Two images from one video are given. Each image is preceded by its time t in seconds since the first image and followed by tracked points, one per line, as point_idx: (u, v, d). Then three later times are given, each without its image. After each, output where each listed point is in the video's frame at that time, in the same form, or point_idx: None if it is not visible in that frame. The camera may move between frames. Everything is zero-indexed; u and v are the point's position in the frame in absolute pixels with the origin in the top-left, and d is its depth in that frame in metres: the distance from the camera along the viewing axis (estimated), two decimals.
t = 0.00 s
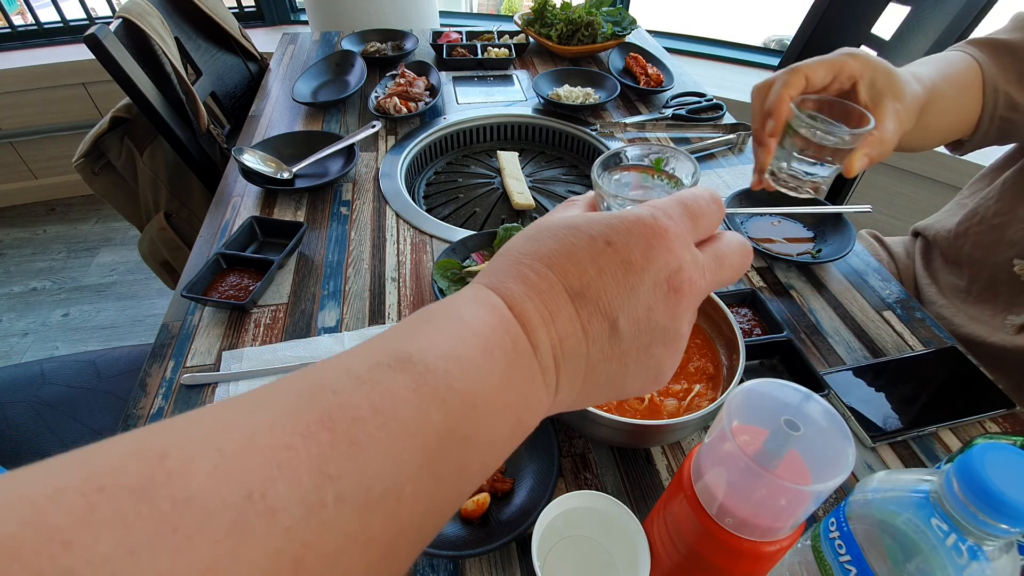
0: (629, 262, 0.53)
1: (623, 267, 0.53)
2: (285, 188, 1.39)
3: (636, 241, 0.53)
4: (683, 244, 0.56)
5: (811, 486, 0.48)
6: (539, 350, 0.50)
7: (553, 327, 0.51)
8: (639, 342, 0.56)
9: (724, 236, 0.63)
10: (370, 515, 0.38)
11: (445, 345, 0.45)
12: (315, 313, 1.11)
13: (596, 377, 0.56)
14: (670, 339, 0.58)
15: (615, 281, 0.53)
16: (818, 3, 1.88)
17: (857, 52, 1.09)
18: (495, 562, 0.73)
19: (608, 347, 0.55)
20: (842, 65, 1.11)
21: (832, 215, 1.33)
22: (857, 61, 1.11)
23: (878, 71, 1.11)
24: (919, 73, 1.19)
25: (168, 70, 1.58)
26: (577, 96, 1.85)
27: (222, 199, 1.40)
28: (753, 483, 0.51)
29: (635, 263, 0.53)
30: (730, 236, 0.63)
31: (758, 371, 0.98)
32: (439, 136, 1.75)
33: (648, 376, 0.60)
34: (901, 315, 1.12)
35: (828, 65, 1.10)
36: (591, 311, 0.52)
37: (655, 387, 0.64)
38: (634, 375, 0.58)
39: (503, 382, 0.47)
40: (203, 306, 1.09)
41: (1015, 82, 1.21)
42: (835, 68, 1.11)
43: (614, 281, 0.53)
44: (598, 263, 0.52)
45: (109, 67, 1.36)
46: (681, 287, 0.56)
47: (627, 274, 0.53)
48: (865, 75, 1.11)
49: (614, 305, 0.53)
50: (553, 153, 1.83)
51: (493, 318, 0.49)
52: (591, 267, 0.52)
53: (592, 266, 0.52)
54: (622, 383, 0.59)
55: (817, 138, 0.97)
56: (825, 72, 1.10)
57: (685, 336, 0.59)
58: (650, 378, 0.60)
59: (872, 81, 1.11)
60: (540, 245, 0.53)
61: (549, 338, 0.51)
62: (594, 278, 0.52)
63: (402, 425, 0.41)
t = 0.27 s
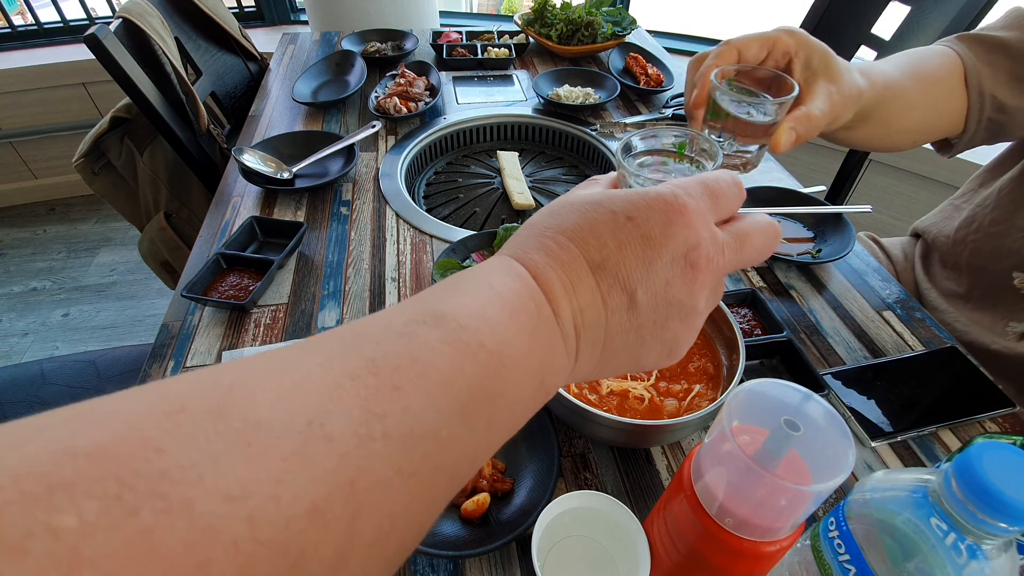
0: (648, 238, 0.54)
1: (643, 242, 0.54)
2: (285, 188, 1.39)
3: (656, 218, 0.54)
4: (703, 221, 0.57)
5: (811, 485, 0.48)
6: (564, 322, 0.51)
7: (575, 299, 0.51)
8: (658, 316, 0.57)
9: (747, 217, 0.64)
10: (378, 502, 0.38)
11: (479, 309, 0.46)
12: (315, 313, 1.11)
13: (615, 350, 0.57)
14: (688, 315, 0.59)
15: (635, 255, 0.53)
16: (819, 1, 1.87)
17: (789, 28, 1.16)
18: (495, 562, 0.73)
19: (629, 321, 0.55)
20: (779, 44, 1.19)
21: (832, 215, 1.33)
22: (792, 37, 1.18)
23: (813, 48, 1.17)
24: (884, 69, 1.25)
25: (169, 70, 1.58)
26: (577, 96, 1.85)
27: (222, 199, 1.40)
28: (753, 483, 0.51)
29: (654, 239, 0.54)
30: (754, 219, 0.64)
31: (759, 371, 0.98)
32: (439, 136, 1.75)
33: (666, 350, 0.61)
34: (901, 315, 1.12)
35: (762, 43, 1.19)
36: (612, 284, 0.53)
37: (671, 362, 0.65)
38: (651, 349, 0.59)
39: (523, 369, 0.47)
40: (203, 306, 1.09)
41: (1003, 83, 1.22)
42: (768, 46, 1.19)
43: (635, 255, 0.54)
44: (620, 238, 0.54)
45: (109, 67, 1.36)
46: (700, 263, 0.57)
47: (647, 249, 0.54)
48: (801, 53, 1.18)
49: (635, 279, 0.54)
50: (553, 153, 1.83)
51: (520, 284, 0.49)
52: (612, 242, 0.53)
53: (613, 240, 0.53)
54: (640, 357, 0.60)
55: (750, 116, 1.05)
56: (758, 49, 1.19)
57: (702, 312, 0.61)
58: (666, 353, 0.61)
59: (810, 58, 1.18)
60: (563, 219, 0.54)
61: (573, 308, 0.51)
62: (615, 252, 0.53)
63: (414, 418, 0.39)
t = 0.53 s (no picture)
0: (658, 216, 0.55)
1: (654, 221, 0.55)
2: (285, 187, 1.39)
3: (667, 197, 0.55)
4: (710, 201, 0.58)
5: (811, 486, 0.48)
6: (579, 297, 0.51)
7: (590, 274, 0.52)
8: (667, 293, 0.57)
9: (752, 197, 0.65)
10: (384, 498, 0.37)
11: (499, 280, 0.46)
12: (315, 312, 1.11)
13: (626, 325, 0.58)
14: (695, 292, 0.60)
15: (646, 232, 0.54)
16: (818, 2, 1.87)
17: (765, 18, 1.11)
18: (495, 562, 0.73)
19: (639, 297, 0.56)
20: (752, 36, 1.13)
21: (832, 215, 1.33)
22: (767, 29, 1.13)
23: (788, 41, 1.11)
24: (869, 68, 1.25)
25: (168, 70, 1.58)
26: (577, 96, 1.85)
27: (222, 199, 1.40)
28: (753, 483, 0.51)
29: (665, 218, 0.55)
30: (759, 201, 0.65)
31: (759, 371, 0.98)
32: (439, 136, 1.75)
33: (673, 327, 0.62)
34: (901, 315, 1.12)
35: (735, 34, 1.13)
36: (624, 260, 0.54)
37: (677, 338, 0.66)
38: (659, 325, 0.60)
39: (533, 359, 0.46)
40: (204, 306, 1.09)
41: (994, 84, 1.23)
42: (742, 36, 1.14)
43: (646, 233, 0.54)
44: (632, 216, 0.54)
45: (109, 66, 1.36)
46: (708, 242, 0.58)
47: (657, 227, 0.55)
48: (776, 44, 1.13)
49: (645, 256, 0.54)
50: (553, 153, 1.83)
51: (537, 259, 0.50)
52: (624, 220, 0.54)
53: (625, 218, 0.54)
54: (649, 333, 0.60)
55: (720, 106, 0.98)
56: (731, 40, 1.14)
57: (707, 290, 0.62)
58: (674, 328, 0.62)
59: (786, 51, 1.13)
60: (576, 198, 0.54)
61: (587, 282, 0.52)
62: (627, 230, 0.54)
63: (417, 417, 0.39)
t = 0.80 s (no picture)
0: (672, 186, 0.55)
1: (667, 191, 0.55)
2: (285, 187, 1.39)
3: (680, 167, 0.55)
4: (724, 169, 0.57)
5: (811, 486, 0.48)
6: (598, 267, 0.52)
7: (606, 245, 0.52)
8: (682, 263, 0.58)
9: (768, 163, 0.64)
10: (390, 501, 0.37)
11: (521, 250, 0.47)
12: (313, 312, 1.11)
13: (643, 297, 0.59)
14: (709, 261, 0.61)
15: (660, 203, 0.55)
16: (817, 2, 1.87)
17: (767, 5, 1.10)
18: (495, 562, 0.73)
19: (655, 267, 0.57)
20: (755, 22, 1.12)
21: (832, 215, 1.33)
22: (771, 15, 1.11)
23: (791, 29, 1.11)
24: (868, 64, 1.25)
25: (169, 70, 1.58)
26: (577, 96, 1.85)
27: (222, 199, 1.40)
28: (753, 483, 0.51)
29: (678, 188, 0.55)
30: (774, 167, 0.64)
31: (759, 371, 0.98)
32: (439, 137, 1.75)
33: (689, 296, 0.63)
34: (901, 315, 1.12)
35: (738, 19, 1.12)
36: (638, 231, 0.54)
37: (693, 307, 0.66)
38: (675, 295, 0.61)
39: (546, 349, 0.46)
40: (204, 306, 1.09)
41: (992, 87, 1.23)
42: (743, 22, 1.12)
43: (659, 204, 0.55)
44: (645, 187, 0.54)
45: (109, 66, 1.36)
46: (721, 211, 0.58)
47: (671, 198, 0.55)
48: (777, 31, 1.12)
49: (660, 226, 0.55)
50: (553, 153, 1.83)
51: (554, 230, 0.51)
52: (639, 191, 0.54)
53: (639, 190, 0.54)
54: (665, 303, 0.61)
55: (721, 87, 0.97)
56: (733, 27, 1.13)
57: (723, 258, 0.62)
58: (689, 297, 0.63)
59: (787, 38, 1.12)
60: (590, 172, 0.55)
61: (605, 253, 0.52)
62: (641, 201, 0.54)
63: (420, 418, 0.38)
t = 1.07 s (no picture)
0: (685, 139, 0.54)
1: (681, 144, 0.54)
2: (285, 187, 1.39)
3: (695, 118, 0.54)
4: (743, 118, 0.56)
5: (811, 486, 0.48)
6: (604, 232, 0.51)
7: (615, 207, 0.52)
8: (698, 218, 0.58)
9: (786, 115, 0.63)
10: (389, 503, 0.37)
11: (521, 218, 0.46)
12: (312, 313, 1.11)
13: (658, 256, 0.58)
14: (728, 218, 0.61)
15: (673, 158, 0.54)
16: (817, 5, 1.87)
17: None
18: (495, 562, 0.73)
19: (668, 227, 0.57)
20: None
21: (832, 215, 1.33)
22: None
23: None
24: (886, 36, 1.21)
25: (168, 70, 1.58)
26: (577, 96, 1.85)
27: (222, 199, 1.40)
28: (753, 483, 0.51)
29: (693, 141, 0.54)
30: (798, 115, 0.64)
31: (759, 371, 0.98)
32: (439, 137, 1.75)
33: (706, 254, 0.63)
34: (901, 314, 1.12)
35: None
36: (651, 188, 0.54)
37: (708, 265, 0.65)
38: (692, 253, 0.61)
39: (548, 347, 0.46)
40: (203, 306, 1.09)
41: (992, 79, 1.24)
42: None
43: (673, 159, 0.54)
44: (659, 142, 0.53)
45: (109, 66, 1.36)
46: (739, 163, 0.57)
47: (685, 152, 0.54)
48: None
49: (672, 182, 0.54)
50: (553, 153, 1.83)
51: (559, 194, 0.50)
52: (650, 146, 0.53)
53: (652, 145, 0.53)
54: (681, 262, 0.61)
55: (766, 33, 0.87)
56: None
57: (739, 213, 0.61)
58: (704, 255, 0.62)
59: None
60: (598, 127, 0.54)
61: (612, 218, 0.52)
62: (654, 156, 0.53)
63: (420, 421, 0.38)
